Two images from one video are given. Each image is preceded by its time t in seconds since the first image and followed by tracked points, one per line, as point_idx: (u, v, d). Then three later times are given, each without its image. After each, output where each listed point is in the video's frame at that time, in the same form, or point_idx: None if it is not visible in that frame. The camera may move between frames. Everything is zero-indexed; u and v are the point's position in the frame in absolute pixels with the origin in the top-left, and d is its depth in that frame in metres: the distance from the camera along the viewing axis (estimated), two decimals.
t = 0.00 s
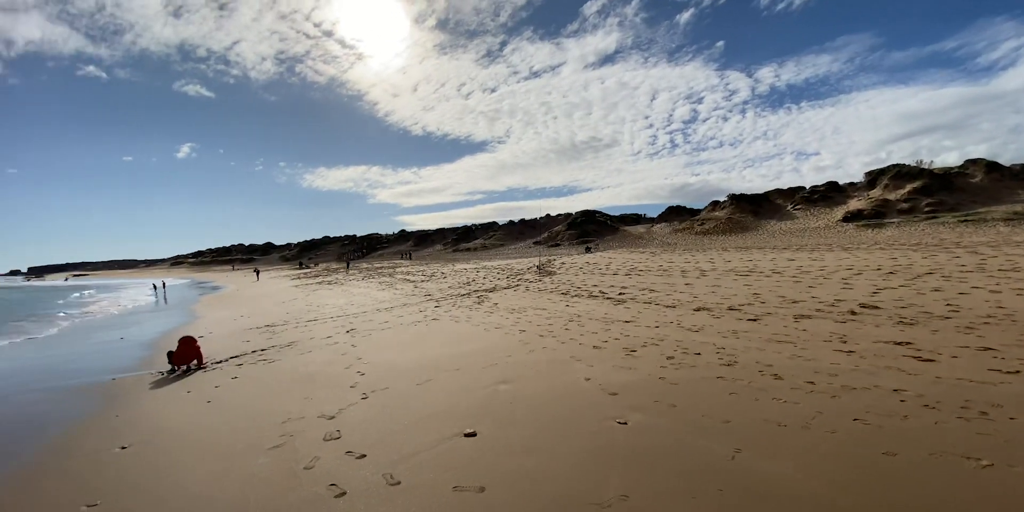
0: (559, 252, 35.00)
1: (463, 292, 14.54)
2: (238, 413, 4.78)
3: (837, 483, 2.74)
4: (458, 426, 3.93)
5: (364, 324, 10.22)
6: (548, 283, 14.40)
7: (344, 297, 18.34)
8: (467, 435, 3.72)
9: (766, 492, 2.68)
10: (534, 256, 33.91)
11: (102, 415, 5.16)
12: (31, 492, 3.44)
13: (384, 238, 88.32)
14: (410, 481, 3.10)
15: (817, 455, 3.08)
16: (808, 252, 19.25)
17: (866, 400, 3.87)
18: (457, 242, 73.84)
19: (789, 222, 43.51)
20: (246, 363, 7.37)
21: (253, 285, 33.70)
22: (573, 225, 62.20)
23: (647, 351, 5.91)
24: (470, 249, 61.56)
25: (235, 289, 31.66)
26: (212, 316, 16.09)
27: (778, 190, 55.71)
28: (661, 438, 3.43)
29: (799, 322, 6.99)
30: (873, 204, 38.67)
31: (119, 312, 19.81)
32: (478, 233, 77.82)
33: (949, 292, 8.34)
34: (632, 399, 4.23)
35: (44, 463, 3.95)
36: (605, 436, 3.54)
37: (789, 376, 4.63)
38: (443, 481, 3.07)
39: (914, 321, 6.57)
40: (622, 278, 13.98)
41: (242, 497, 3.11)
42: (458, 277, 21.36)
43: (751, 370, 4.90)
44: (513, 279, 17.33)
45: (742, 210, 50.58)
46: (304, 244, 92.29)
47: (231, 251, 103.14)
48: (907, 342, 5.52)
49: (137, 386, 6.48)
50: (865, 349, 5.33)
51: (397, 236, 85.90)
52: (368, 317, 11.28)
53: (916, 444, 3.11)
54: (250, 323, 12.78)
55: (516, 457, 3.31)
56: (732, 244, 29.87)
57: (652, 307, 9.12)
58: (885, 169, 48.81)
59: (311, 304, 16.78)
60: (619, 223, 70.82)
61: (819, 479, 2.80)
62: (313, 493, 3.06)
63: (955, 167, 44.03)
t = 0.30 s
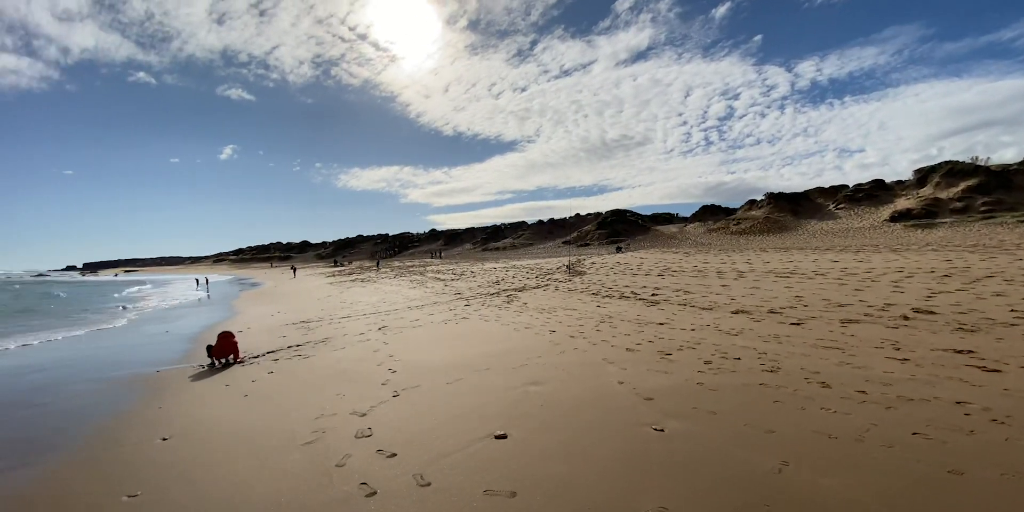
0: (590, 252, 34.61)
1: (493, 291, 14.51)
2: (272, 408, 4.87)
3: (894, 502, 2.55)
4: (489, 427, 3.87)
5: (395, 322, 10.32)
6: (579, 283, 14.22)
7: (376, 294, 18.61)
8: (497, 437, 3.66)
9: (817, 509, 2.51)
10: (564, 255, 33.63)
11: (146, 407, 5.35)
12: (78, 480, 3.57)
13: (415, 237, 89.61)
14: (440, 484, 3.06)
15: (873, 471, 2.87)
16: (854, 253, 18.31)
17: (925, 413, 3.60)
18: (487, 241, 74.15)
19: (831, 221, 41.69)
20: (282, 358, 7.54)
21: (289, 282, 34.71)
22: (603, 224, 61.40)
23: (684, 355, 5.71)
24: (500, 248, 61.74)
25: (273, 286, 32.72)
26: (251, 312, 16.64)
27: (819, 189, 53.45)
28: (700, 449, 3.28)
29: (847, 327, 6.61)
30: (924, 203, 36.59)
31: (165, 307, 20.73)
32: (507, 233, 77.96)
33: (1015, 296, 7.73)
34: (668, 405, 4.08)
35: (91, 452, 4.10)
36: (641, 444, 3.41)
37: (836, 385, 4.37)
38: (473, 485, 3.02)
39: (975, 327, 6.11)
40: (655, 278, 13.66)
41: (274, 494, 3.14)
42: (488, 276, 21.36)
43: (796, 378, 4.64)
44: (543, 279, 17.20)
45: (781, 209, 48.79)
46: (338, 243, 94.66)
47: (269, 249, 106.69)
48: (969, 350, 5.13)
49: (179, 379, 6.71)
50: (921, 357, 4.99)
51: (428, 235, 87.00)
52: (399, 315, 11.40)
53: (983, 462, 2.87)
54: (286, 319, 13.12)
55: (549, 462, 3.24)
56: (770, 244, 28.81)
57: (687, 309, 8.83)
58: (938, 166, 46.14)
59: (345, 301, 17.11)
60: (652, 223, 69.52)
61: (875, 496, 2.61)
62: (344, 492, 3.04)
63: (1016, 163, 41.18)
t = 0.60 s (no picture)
0: (626, 252, 33.99)
1: (527, 291, 14.41)
2: (310, 404, 4.93)
3: None
4: (523, 431, 3.77)
5: (430, 320, 10.39)
6: (616, 284, 13.91)
7: (412, 292, 18.87)
8: (532, 443, 3.54)
9: None
10: (600, 255, 33.13)
11: (191, 400, 5.54)
12: (124, 470, 3.69)
13: (451, 237, 90.69)
14: (473, 489, 2.97)
15: (948, 496, 2.58)
16: (914, 256, 17.12)
17: (1009, 433, 3.24)
18: (522, 241, 74.14)
19: (886, 222, 39.34)
20: (321, 354, 7.70)
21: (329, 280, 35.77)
22: (641, 225, 60.22)
23: (729, 362, 5.42)
24: (534, 248, 61.59)
25: (314, 283, 33.82)
26: (293, 308, 17.19)
27: (873, 187, 50.54)
28: (750, 464, 3.06)
29: (909, 335, 6.13)
30: (992, 202, 33.98)
31: (214, 302, 21.74)
32: (542, 232, 77.73)
33: None
34: (713, 415, 3.85)
35: (139, 443, 4.25)
36: (685, 456, 3.21)
37: (902, 398, 4.02)
38: (507, 492, 2.91)
39: None
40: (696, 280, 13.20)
41: (308, 491, 3.13)
42: (522, 276, 21.29)
43: (854, 390, 4.31)
44: (578, 279, 16.95)
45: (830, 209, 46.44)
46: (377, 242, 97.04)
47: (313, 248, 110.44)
48: None
49: (222, 373, 6.94)
50: (998, 370, 4.54)
51: (464, 235, 87.85)
52: (434, 313, 11.47)
53: None
54: (326, 316, 13.47)
55: (585, 472, 3.09)
56: (818, 246, 27.42)
57: (730, 312, 8.45)
58: (1008, 163, 42.76)
59: (382, 299, 17.44)
60: (690, 223, 67.73)
61: None
62: (376, 494, 3.00)
63: None
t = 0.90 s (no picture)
0: (659, 252, 33.27)
1: (558, 291, 14.25)
2: (340, 402, 4.96)
3: None
4: (553, 436, 3.66)
5: (460, 318, 10.39)
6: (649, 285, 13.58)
7: (443, 290, 19.00)
8: (562, 449, 3.42)
9: None
10: (633, 255, 32.51)
11: (227, 395, 5.68)
12: (161, 463, 3.79)
13: (482, 236, 91.18)
14: (500, 497, 2.88)
15: None
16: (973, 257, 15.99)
17: None
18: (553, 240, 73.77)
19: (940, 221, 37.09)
20: (353, 351, 7.80)
21: (363, 278, 36.55)
22: (675, 224, 58.85)
23: (771, 368, 5.14)
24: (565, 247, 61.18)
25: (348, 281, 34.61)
26: (328, 305, 17.59)
27: (925, 185, 47.72)
28: (797, 481, 2.85)
29: (972, 343, 5.66)
30: None
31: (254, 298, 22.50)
32: (573, 231, 77.15)
33: None
34: (755, 426, 3.63)
35: (176, 436, 4.38)
36: (725, 469, 3.02)
37: (966, 412, 3.68)
38: (535, 501, 2.81)
39: None
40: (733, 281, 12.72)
41: (335, 492, 3.11)
42: (553, 275, 21.12)
43: (911, 402, 3.99)
44: (610, 279, 16.65)
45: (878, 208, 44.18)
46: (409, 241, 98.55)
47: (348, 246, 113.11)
48: None
49: (258, 368, 7.12)
50: None
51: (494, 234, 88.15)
52: (464, 312, 11.49)
53: None
54: (359, 313, 13.70)
55: (619, 483, 2.95)
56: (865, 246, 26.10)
57: (771, 316, 8.06)
58: None
59: (413, 297, 17.63)
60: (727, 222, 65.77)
61: None
62: (402, 498, 2.95)
63: None
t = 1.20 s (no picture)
0: (692, 251, 32.48)
1: (589, 289, 14.04)
2: (370, 398, 4.98)
3: None
4: (583, 441, 3.54)
5: (490, 316, 10.38)
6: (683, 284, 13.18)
7: (473, 288, 19.08)
8: (594, 455, 3.31)
9: None
10: (666, 254, 31.77)
11: (262, 389, 5.83)
12: (197, 455, 3.89)
13: (512, 233, 91.37)
14: (529, 503, 2.78)
15: None
16: None
17: None
18: (584, 238, 73.15)
19: (1000, 218, 34.71)
20: (384, 347, 7.88)
21: (396, 275, 37.23)
22: (710, 222, 57.25)
23: (817, 374, 4.84)
24: (596, 245, 60.54)
25: (381, 277, 35.32)
26: (361, 301, 17.95)
27: (982, 180, 44.71)
28: (849, 498, 2.63)
29: None
30: None
31: (292, 294, 23.23)
32: (605, 229, 76.30)
33: None
34: (801, 436, 3.41)
35: (212, 429, 4.50)
36: (767, 483, 2.84)
37: None
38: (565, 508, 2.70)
39: None
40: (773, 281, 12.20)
41: (362, 490, 3.10)
42: (583, 273, 20.88)
43: (976, 413, 3.66)
44: (642, 278, 16.29)
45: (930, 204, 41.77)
46: (441, 239, 99.83)
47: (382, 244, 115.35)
48: None
49: (293, 362, 7.29)
50: None
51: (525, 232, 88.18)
52: (494, 309, 11.46)
53: None
54: (391, 309, 13.92)
55: (651, 493, 2.82)
56: (916, 244, 24.66)
57: (815, 318, 7.65)
58: None
59: (444, 294, 17.79)
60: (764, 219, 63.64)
61: None
62: (427, 499, 2.90)
63: None
